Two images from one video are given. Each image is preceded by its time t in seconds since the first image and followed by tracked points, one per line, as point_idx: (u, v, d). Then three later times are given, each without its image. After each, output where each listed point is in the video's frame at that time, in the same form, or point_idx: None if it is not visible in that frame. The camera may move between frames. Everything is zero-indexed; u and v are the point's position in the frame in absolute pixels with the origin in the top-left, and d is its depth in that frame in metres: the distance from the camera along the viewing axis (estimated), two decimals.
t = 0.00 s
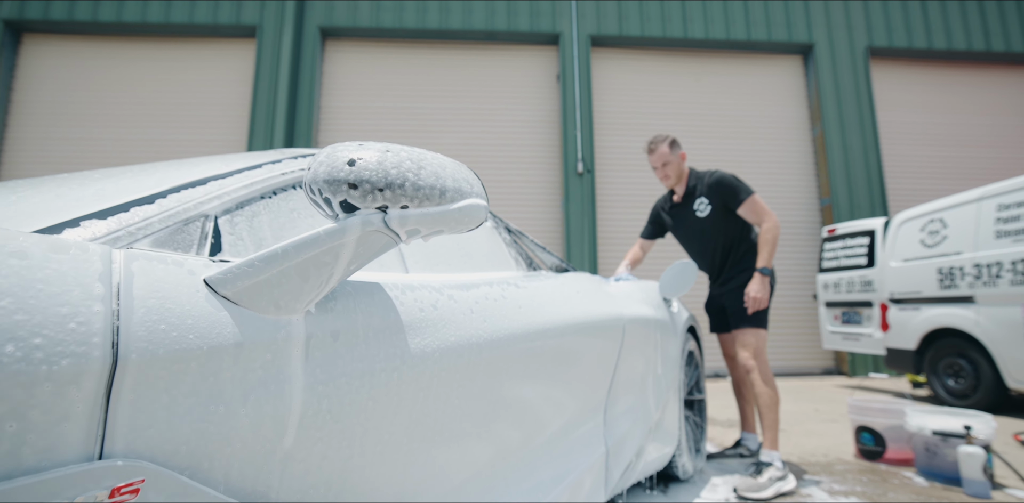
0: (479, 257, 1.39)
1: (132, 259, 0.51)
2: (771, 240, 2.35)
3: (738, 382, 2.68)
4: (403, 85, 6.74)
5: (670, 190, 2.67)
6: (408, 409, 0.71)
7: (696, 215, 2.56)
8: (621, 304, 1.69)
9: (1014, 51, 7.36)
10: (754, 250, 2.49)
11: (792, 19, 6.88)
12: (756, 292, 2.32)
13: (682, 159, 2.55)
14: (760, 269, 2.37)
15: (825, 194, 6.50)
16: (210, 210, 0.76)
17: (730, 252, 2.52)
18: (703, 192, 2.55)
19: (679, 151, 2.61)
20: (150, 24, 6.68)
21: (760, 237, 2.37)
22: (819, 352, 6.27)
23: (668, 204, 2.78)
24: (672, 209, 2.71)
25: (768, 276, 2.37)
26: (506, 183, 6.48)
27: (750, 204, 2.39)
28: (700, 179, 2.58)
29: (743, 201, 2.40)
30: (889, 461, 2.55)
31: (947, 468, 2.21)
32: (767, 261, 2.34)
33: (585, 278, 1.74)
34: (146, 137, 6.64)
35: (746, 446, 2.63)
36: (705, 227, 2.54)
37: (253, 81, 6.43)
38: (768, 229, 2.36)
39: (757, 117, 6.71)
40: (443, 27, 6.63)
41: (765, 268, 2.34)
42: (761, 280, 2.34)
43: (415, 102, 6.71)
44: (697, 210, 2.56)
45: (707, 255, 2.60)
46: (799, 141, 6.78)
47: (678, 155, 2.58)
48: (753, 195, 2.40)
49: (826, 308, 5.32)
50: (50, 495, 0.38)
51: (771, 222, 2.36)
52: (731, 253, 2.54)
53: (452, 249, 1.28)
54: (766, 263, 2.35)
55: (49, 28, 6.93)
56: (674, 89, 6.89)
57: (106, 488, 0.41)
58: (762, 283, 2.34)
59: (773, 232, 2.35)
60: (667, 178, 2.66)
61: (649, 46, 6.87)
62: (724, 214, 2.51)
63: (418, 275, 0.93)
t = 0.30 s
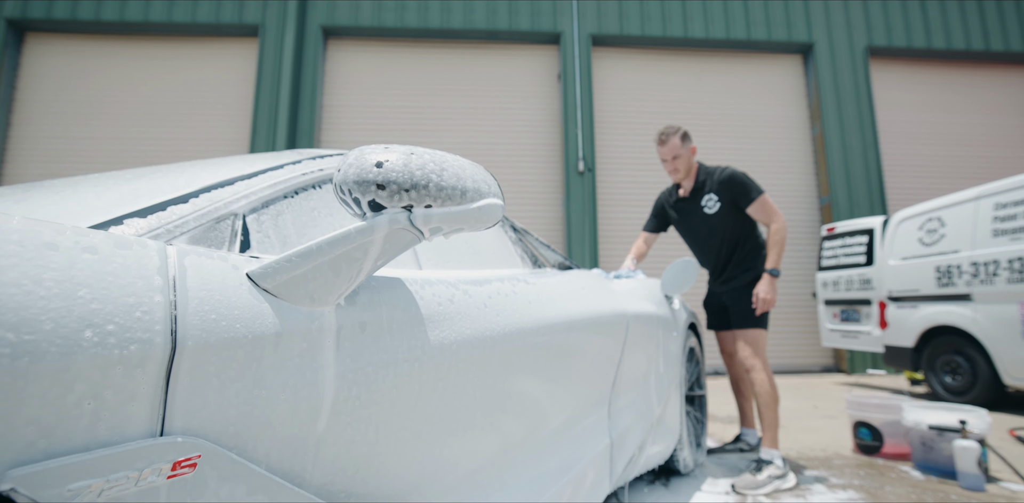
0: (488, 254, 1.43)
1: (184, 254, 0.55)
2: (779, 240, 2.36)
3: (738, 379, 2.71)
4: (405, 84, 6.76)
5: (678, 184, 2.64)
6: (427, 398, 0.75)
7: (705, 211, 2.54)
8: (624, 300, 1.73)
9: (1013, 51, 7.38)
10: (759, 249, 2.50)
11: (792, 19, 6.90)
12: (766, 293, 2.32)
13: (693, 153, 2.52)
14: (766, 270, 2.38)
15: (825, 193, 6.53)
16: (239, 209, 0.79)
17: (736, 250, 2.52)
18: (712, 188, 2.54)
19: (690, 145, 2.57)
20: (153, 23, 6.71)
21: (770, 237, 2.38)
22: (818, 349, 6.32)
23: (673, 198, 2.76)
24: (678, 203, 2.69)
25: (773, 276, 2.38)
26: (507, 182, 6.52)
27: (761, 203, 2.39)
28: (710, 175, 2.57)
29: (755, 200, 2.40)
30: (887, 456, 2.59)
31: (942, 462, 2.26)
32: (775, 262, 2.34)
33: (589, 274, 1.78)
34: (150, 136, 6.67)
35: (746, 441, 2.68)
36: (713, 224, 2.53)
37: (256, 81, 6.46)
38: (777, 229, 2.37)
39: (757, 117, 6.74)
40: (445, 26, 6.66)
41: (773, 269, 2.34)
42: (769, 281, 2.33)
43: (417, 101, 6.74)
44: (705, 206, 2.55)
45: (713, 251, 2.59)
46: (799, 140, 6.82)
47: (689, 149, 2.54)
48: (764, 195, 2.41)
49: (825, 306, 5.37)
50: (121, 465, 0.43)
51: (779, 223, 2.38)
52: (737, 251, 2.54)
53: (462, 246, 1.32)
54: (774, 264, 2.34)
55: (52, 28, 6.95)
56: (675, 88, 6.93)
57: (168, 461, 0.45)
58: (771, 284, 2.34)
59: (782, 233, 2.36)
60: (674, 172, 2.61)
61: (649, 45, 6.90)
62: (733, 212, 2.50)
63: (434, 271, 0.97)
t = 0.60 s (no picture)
0: (498, 250, 1.47)
1: (232, 249, 0.60)
2: (788, 240, 2.37)
3: (739, 375, 2.74)
4: (407, 83, 6.79)
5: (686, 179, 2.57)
6: (445, 386, 0.80)
7: (714, 208, 2.52)
8: (627, 296, 1.77)
9: (1012, 50, 7.42)
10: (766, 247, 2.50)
11: (792, 18, 6.92)
12: (774, 293, 2.31)
13: (703, 147, 2.45)
14: (776, 271, 2.36)
15: (824, 192, 6.57)
16: (267, 207, 0.84)
17: (744, 247, 2.52)
18: (722, 184, 2.51)
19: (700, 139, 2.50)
20: (156, 22, 6.73)
21: (780, 237, 2.37)
22: (818, 347, 6.37)
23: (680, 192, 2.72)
24: (686, 198, 2.65)
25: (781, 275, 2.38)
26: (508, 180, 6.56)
27: (772, 202, 2.38)
28: (719, 171, 2.53)
29: (765, 199, 2.39)
30: (884, 450, 2.64)
31: (938, 456, 2.31)
32: (785, 263, 2.34)
33: (593, 270, 1.82)
34: (154, 135, 6.70)
35: (745, 435, 2.72)
36: (723, 221, 2.51)
37: (259, 81, 6.49)
38: (787, 230, 2.36)
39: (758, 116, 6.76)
40: (447, 25, 6.69)
41: (781, 270, 2.33)
42: (779, 282, 2.32)
43: (419, 99, 6.76)
44: (715, 203, 2.52)
45: (721, 247, 2.57)
46: (798, 139, 6.85)
47: (700, 143, 2.47)
48: (775, 194, 2.40)
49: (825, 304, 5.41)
50: (188, 439, 0.47)
51: (788, 222, 2.37)
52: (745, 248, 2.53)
53: (474, 243, 1.36)
54: (784, 265, 2.33)
55: (55, 26, 6.96)
56: (676, 87, 6.96)
57: (224, 439, 0.50)
58: (780, 285, 2.32)
59: (790, 233, 2.36)
60: (683, 167, 2.54)
61: (650, 44, 6.93)
62: (743, 209, 2.48)
63: (449, 267, 1.02)
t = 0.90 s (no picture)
0: (507, 247, 1.51)
1: (277, 246, 0.64)
2: (798, 238, 2.43)
3: (740, 370, 2.80)
4: (409, 82, 6.83)
5: (694, 177, 2.55)
6: (465, 377, 0.84)
7: (725, 205, 2.52)
8: (631, 292, 1.82)
9: (1011, 49, 7.46)
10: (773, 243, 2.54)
11: (792, 17, 6.96)
12: (786, 291, 2.34)
13: (712, 145, 2.43)
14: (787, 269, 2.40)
15: (824, 190, 6.62)
16: (295, 207, 0.88)
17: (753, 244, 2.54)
18: (732, 181, 2.51)
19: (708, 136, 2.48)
20: (159, 21, 6.76)
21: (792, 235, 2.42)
22: (817, 344, 6.42)
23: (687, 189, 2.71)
24: (693, 195, 2.64)
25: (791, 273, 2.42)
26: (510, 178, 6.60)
27: (781, 201, 2.45)
28: (728, 168, 2.54)
29: (775, 196, 2.45)
30: (882, 444, 2.69)
31: (934, 449, 2.35)
32: (795, 261, 2.42)
33: (597, 266, 1.86)
34: (157, 133, 6.74)
35: (748, 428, 2.77)
36: (734, 218, 2.51)
37: (262, 79, 6.53)
38: (797, 228, 2.43)
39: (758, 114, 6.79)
40: (449, 24, 6.72)
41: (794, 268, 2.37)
42: (789, 279, 2.36)
43: (421, 98, 6.80)
44: (726, 200, 2.52)
45: (730, 245, 2.58)
46: (798, 137, 6.89)
47: (708, 141, 2.45)
48: (783, 193, 2.48)
49: (824, 301, 5.45)
50: (246, 418, 0.52)
51: (796, 220, 2.46)
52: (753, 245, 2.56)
53: (484, 240, 1.40)
54: (796, 264, 2.39)
55: (59, 25, 6.99)
56: (676, 86, 7.00)
57: (276, 419, 0.54)
58: (791, 283, 2.36)
59: (799, 231, 2.43)
60: (691, 165, 2.51)
61: (651, 43, 6.96)
62: (752, 206, 2.51)
63: (465, 264, 1.06)
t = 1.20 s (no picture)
0: (516, 245, 1.56)
1: (318, 246, 0.70)
2: (804, 238, 2.50)
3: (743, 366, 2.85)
4: (411, 80, 6.86)
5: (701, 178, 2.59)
6: (483, 369, 0.89)
7: (735, 205, 2.55)
8: (635, 289, 1.87)
9: (1009, 49, 7.51)
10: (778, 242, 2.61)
11: (793, 16, 6.98)
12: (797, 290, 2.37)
13: (719, 148, 2.46)
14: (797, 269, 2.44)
15: (823, 189, 6.67)
16: (322, 208, 0.93)
17: (760, 243, 2.60)
18: (741, 182, 2.56)
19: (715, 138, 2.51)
20: (162, 19, 6.78)
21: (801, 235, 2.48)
22: (815, 341, 6.48)
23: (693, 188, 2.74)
24: (701, 195, 2.67)
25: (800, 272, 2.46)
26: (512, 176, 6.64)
27: (788, 200, 2.52)
28: (735, 168, 2.59)
29: (782, 196, 2.51)
30: (878, 439, 2.75)
31: (929, 443, 2.42)
32: (804, 260, 2.48)
33: (602, 264, 1.91)
34: (161, 131, 6.77)
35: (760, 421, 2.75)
36: (743, 218, 2.54)
37: (265, 78, 6.56)
38: (803, 227, 2.50)
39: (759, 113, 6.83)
40: (451, 23, 6.76)
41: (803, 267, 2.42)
42: (800, 279, 2.41)
43: (423, 96, 6.84)
44: (735, 200, 2.56)
45: (738, 243, 2.61)
46: (798, 136, 6.93)
47: (716, 144, 2.48)
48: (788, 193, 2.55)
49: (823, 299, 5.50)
50: (298, 403, 0.57)
51: (801, 220, 2.54)
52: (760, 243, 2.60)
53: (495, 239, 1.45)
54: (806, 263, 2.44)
55: (62, 23, 7.01)
56: (677, 85, 7.04)
57: (322, 404, 0.59)
58: (801, 282, 2.41)
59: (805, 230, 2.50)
60: (698, 167, 2.55)
61: (652, 42, 6.99)
62: (759, 206, 2.56)
63: (478, 261, 1.11)
